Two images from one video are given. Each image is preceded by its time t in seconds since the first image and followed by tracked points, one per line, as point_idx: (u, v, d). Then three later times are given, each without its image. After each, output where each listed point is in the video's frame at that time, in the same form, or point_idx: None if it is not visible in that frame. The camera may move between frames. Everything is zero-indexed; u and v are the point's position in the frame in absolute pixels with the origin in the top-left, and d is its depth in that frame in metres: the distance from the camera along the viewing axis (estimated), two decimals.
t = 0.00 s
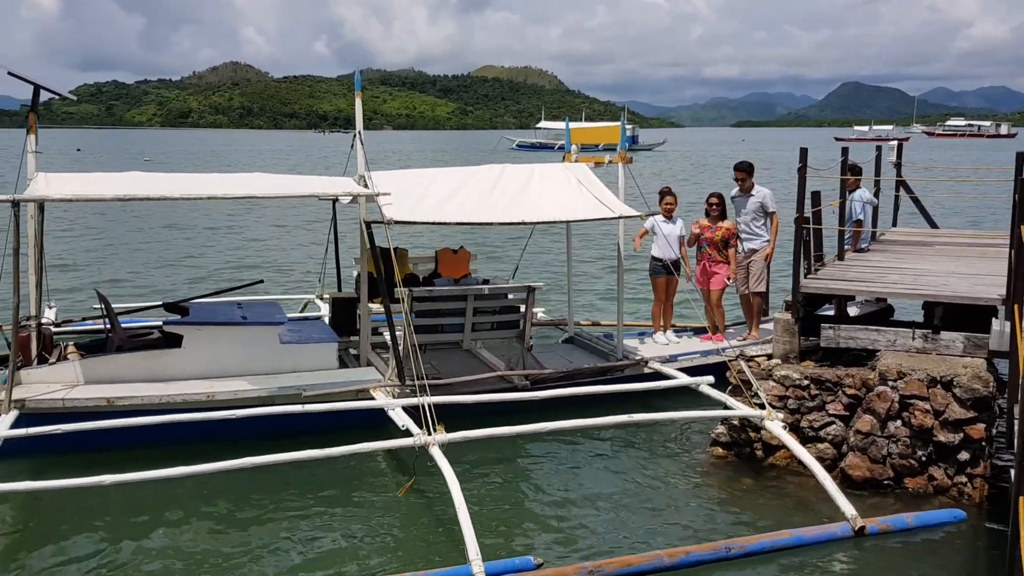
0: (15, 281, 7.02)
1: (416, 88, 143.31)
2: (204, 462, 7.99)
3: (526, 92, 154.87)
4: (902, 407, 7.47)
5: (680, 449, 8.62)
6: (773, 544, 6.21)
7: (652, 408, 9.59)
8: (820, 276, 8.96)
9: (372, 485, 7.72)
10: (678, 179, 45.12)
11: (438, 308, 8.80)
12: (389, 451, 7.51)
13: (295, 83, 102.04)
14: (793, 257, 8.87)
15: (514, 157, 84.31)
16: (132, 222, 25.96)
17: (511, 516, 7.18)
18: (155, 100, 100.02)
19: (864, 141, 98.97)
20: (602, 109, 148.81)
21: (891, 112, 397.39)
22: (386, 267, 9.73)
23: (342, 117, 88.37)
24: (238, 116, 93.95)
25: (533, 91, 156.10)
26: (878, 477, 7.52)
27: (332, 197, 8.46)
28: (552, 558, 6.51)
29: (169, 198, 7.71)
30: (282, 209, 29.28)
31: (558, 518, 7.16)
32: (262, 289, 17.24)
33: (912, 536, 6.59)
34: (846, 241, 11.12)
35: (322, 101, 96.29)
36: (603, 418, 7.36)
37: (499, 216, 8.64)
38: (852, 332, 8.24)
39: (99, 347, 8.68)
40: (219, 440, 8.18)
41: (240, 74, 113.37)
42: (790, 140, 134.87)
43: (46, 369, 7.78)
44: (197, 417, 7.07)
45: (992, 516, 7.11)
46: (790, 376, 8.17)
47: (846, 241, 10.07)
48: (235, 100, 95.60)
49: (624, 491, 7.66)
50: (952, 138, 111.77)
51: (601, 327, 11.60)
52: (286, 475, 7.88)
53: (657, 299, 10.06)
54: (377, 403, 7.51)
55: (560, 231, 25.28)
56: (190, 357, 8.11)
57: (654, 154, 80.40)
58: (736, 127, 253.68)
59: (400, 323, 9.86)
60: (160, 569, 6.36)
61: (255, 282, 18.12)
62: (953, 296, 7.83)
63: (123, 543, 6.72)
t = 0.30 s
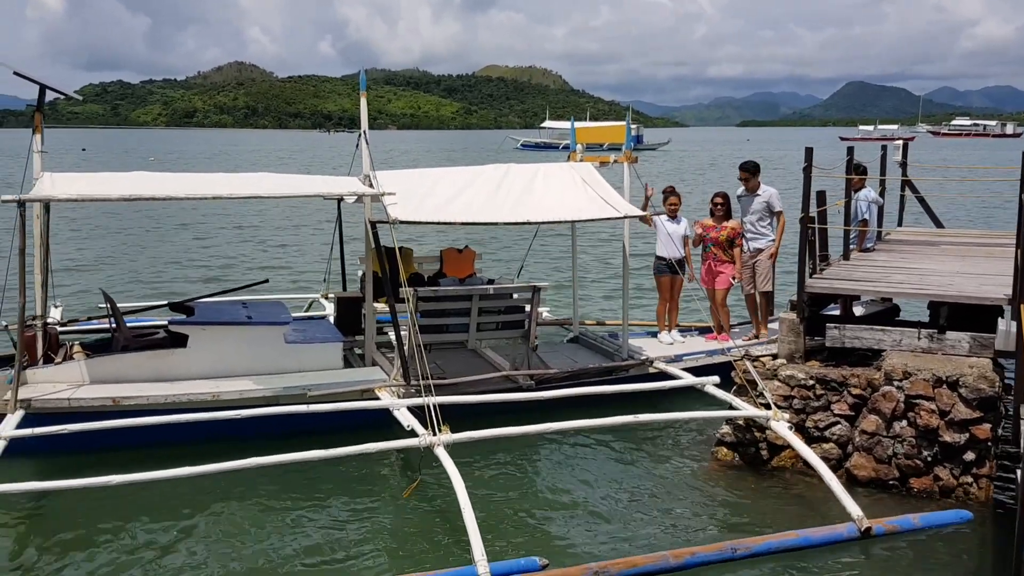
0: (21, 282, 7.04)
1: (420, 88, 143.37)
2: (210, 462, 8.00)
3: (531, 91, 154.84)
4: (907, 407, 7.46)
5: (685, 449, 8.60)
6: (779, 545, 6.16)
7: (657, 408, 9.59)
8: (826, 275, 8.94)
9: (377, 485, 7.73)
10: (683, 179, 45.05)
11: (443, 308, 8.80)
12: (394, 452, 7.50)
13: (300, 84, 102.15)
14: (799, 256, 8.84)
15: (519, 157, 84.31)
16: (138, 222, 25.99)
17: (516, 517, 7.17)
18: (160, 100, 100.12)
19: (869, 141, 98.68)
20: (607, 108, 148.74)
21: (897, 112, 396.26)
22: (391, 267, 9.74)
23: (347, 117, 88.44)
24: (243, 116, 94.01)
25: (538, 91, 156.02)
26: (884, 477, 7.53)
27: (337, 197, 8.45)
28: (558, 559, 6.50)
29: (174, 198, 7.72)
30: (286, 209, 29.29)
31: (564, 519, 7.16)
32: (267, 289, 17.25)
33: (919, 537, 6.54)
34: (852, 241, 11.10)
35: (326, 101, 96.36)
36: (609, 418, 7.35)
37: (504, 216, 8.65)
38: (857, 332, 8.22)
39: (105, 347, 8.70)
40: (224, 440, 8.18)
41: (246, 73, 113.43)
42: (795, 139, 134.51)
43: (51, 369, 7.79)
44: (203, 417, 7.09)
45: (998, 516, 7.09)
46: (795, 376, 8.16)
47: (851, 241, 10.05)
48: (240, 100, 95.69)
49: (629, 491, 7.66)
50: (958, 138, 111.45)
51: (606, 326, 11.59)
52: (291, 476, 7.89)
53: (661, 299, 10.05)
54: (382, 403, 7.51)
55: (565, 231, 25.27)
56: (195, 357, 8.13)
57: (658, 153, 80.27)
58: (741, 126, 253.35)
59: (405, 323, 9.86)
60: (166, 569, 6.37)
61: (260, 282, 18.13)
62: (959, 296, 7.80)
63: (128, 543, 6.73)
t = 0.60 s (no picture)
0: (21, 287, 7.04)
1: (421, 91, 143.48)
2: (210, 467, 8.00)
3: (532, 95, 154.97)
4: (908, 410, 7.45)
5: (686, 453, 8.60)
6: (780, 549, 6.16)
7: (658, 411, 9.59)
8: (827, 279, 8.94)
9: (377, 489, 7.74)
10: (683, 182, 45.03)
11: (444, 312, 8.81)
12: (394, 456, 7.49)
13: (300, 87, 102.24)
14: (800, 259, 8.84)
15: (519, 161, 84.27)
16: (139, 226, 25.99)
17: (517, 521, 7.17)
18: (161, 104, 100.15)
19: (870, 145, 98.52)
20: (607, 112, 148.85)
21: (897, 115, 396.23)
22: (391, 271, 9.75)
23: (348, 121, 88.50)
24: (244, 120, 94.06)
25: (539, 94, 156.13)
26: (885, 481, 7.53)
27: (337, 201, 8.46)
28: (559, 562, 6.50)
29: (175, 203, 7.73)
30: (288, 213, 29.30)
31: (564, 522, 7.17)
32: (268, 293, 17.27)
33: (920, 540, 6.56)
34: (852, 244, 11.11)
35: (327, 104, 96.44)
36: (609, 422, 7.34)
37: (505, 219, 8.65)
38: (858, 336, 8.22)
39: (105, 351, 8.69)
40: (225, 444, 8.18)
41: (246, 77, 113.50)
42: (795, 142, 134.51)
43: (52, 373, 7.79)
44: (204, 422, 7.08)
45: (1000, 520, 7.06)
46: (796, 379, 8.17)
47: (852, 244, 10.05)
48: (241, 104, 95.74)
49: (630, 495, 7.66)
50: (959, 141, 111.44)
51: (607, 330, 11.60)
52: (291, 479, 7.90)
53: (662, 302, 10.06)
54: (383, 407, 7.54)
55: (566, 234, 25.28)
56: (196, 361, 8.13)
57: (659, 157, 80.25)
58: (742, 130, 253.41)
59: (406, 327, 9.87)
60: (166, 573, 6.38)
61: (261, 286, 18.13)
62: (960, 299, 7.80)
63: (128, 547, 6.74)
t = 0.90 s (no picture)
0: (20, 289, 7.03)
1: (421, 94, 143.52)
2: (209, 469, 7.99)
3: (531, 97, 155.08)
4: (908, 413, 7.44)
5: (685, 456, 8.59)
6: (779, 552, 6.18)
7: (657, 414, 9.58)
8: (826, 282, 8.93)
9: (377, 492, 7.72)
10: (682, 184, 45.04)
11: (443, 314, 8.80)
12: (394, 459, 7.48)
13: (300, 90, 102.28)
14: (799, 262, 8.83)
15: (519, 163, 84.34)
16: (138, 229, 25.97)
17: (515, 524, 7.16)
18: (161, 106, 100.13)
19: (869, 148, 98.58)
20: (607, 114, 148.99)
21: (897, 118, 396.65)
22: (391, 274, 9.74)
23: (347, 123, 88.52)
24: (243, 122, 94.13)
25: (538, 96, 156.23)
26: (884, 484, 7.49)
27: (336, 204, 8.45)
28: (558, 566, 6.49)
29: (174, 205, 7.72)
30: (287, 216, 29.30)
31: (563, 525, 7.17)
32: (267, 295, 17.28)
33: (919, 544, 6.56)
34: (852, 247, 11.11)
35: (326, 107, 96.48)
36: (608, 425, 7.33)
37: (505, 222, 8.64)
38: (857, 339, 8.22)
39: (105, 354, 8.69)
40: (223, 447, 8.17)
41: (246, 79, 113.50)
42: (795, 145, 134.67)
43: (51, 376, 7.80)
44: (202, 425, 7.08)
45: (998, 523, 7.05)
46: (795, 382, 8.19)
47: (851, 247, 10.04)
48: (241, 106, 95.72)
49: (629, 498, 7.65)
50: (958, 144, 111.57)
51: (606, 333, 11.60)
52: (290, 482, 7.88)
53: (662, 304, 10.06)
54: (382, 410, 7.53)
55: (565, 237, 25.27)
56: (195, 364, 8.12)
57: (658, 160, 80.30)
58: (741, 132, 253.58)
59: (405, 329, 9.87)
60: None
61: (260, 289, 18.12)
62: (959, 303, 7.80)
63: (126, 550, 6.73)
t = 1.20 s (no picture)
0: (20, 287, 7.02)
1: (420, 93, 143.46)
2: (209, 468, 7.99)
3: (531, 97, 155.04)
4: (908, 411, 7.44)
5: (685, 454, 8.60)
6: (779, 550, 6.19)
7: (657, 413, 9.59)
8: (826, 280, 8.93)
9: (377, 491, 7.73)
10: (682, 184, 45.03)
11: (443, 313, 8.80)
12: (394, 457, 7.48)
13: (300, 90, 102.22)
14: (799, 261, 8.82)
15: (518, 162, 84.23)
16: (138, 228, 25.96)
17: (515, 522, 7.17)
18: (160, 106, 100.01)
19: (869, 147, 98.53)
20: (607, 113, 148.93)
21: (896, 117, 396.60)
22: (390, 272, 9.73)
23: (347, 123, 88.48)
24: (243, 122, 94.06)
25: (538, 96, 156.30)
26: (884, 482, 7.53)
27: (336, 203, 8.46)
28: (558, 563, 6.50)
29: (174, 204, 7.73)
30: (286, 215, 29.29)
31: (564, 523, 7.18)
32: (267, 295, 17.28)
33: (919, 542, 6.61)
34: (852, 245, 11.11)
35: (326, 106, 96.61)
36: (608, 423, 7.33)
37: (504, 222, 8.64)
38: (857, 337, 8.21)
39: (104, 353, 8.69)
40: (224, 446, 8.17)
41: (245, 79, 113.46)
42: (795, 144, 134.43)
43: (51, 375, 7.79)
44: (203, 424, 7.08)
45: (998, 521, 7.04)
46: (795, 381, 8.18)
47: (851, 246, 10.04)
48: (241, 105, 95.61)
49: (629, 496, 7.66)
50: (956, 142, 111.52)
51: (606, 331, 11.61)
52: (291, 481, 7.89)
53: (662, 303, 10.05)
54: (382, 408, 7.54)
55: (565, 236, 25.27)
56: (195, 363, 8.12)
57: (658, 158, 80.30)
58: (741, 131, 253.50)
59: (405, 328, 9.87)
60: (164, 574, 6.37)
61: (259, 288, 18.10)
62: (958, 300, 7.80)
63: (126, 548, 6.73)
